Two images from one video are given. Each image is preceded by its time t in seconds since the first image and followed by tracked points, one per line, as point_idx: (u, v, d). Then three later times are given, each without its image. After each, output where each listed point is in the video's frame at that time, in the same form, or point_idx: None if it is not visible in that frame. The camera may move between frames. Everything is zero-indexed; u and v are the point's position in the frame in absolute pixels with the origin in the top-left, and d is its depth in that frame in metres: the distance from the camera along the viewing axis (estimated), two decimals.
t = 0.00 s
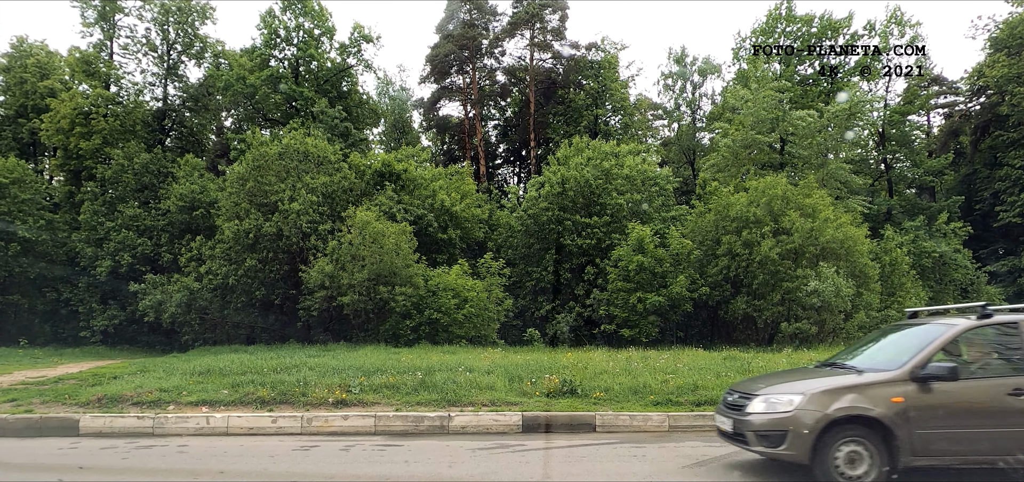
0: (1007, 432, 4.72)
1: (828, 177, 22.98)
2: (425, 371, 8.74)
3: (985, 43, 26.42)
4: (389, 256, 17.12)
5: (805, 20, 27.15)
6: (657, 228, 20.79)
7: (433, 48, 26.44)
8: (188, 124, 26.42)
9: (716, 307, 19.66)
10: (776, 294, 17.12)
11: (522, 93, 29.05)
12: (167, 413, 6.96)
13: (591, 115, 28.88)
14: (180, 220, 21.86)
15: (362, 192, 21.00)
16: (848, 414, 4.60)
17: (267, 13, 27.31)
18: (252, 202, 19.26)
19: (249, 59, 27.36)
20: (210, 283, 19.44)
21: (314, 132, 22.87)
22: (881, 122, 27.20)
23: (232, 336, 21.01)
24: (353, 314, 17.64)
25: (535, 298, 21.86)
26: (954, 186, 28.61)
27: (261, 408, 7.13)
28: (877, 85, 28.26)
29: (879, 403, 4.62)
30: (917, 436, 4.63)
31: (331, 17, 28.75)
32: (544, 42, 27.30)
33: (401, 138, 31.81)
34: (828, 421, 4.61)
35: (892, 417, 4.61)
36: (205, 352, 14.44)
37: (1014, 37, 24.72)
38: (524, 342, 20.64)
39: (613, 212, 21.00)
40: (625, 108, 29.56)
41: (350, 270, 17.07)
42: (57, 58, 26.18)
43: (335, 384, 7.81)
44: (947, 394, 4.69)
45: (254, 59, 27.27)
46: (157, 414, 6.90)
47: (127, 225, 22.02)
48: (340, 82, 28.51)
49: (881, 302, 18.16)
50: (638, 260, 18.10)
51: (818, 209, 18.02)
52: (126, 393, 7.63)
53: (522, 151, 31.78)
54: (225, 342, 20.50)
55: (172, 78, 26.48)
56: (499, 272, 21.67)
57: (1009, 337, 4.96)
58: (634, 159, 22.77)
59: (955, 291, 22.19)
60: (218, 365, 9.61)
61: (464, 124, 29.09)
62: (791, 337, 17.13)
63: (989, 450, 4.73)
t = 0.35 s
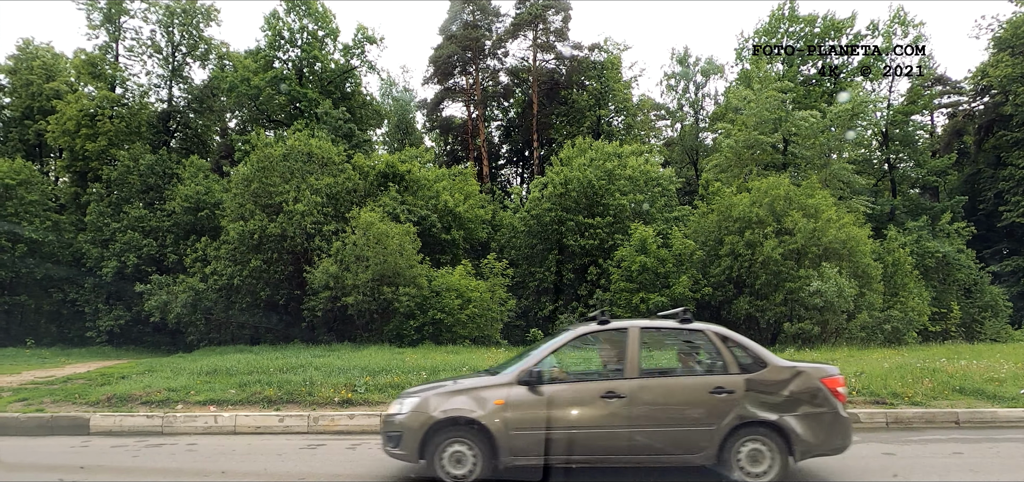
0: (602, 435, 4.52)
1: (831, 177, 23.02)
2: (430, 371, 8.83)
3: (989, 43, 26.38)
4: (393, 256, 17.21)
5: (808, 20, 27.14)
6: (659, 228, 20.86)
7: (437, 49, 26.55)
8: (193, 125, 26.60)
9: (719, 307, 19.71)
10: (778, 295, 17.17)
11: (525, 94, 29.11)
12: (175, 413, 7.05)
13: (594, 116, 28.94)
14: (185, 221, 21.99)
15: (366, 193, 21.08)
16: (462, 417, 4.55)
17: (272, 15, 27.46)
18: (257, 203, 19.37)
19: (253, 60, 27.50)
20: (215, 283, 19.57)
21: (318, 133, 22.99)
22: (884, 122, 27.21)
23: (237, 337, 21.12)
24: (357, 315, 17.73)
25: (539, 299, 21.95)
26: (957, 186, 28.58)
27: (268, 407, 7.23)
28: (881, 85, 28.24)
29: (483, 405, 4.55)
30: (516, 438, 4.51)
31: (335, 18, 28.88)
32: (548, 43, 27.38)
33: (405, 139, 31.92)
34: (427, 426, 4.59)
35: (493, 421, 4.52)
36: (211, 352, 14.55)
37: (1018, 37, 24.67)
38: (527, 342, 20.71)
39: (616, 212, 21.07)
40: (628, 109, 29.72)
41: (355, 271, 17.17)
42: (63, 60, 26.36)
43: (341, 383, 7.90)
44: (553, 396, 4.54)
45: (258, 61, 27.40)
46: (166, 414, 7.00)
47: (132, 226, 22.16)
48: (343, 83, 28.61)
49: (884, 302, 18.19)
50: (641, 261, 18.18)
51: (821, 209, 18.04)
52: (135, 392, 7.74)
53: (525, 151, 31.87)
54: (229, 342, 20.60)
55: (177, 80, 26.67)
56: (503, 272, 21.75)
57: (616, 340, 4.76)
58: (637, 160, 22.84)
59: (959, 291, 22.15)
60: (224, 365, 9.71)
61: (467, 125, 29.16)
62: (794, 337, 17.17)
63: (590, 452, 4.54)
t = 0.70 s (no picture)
0: (208, 432, 4.78)
1: (833, 177, 23.06)
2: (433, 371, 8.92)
3: (991, 43, 26.37)
4: (396, 257, 17.29)
5: (810, 21, 27.14)
6: (662, 229, 20.91)
7: (439, 51, 26.64)
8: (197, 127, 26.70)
9: (721, 307, 19.78)
10: (780, 295, 17.22)
11: (528, 95, 29.20)
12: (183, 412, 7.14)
13: (596, 117, 28.99)
14: (189, 222, 22.10)
15: (369, 194, 21.17)
16: (89, 416, 4.84)
17: (275, 16, 27.60)
18: (260, 204, 19.47)
19: (257, 62, 27.61)
20: (219, 284, 19.68)
21: (322, 135, 23.09)
22: (887, 123, 27.23)
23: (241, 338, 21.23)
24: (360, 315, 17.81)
25: (541, 299, 22.02)
26: (960, 186, 28.58)
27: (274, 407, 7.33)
28: (883, 85, 28.23)
29: (107, 405, 4.85)
30: (136, 436, 4.80)
31: (339, 20, 29.01)
32: (550, 44, 27.45)
33: (407, 140, 32.00)
34: (57, 426, 4.84)
35: (115, 419, 4.82)
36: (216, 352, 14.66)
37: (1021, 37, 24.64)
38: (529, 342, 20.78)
39: (618, 213, 21.12)
40: (630, 109, 29.81)
41: (358, 271, 17.25)
42: (68, 62, 26.51)
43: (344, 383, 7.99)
44: (176, 397, 4.82)
45: (262, 62, 27.51)
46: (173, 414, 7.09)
47: (136, 228, 22.26)
48: (346, 84, 28.72)
49: (886, 303, 18.22)
50: (643, 262, 18.24)
51: (822, 210, 18.09)
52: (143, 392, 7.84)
53: (528, 152, 31.98)
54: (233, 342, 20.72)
55: (181, 81, 26.78)
56: (505, 273, 21.83)
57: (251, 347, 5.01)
58: (639, 161, 22.90)
59: (961, 292, 22.14)
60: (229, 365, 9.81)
61: (469, 126, 29.25)
62: (796, 337, 17.23)
63: (202, 450, 4.79)
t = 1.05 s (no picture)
0: None
1: (834, 177, 23.03)
2: (434, 371, 8.93)
3: (993, 43, 26.31)
4: (398, 257, 17.30)
5: (812, 21, 27.10)
6: (663, 229, 20.91)
7: (441, 51, 26.65)
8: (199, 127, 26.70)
9: (723, 307, 19.79)
10: (782, 295, 17.22)
11: (529, 95, 29.22)
12: (184, 412, 7.15)
13: (597, 117, 28.97)
14: (191, 222, 22.14)
15: (370, 195, 21.20)
16: None
17: (277, 17, 27.63)
18: (262, 204, 19.50)
19: (258, 63, 27.63)
20: (220, 284, 19.70)
21: (323, 135, 23.11)
22: (889, 122, 27.18)
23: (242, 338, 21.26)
24: (361, 315, 17.82)
25: (543, 300, 22.03)
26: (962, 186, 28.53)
27: (276, 407, 7.34)
28: (885, 84, 28.18)
29: None
30: None
31: (340, 21, 29.04)
32: (551, 44, 27.44)
33: (409, 141, 32.00)
34: None
35: None
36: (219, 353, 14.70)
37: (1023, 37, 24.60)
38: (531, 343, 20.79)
39: (620, 213, 21.11)
40: (632, 109, 29.82)
41: (359, 271, 17.27)
42: (70, 63, 26.57)
43: (346, 383, 8.01)
44: None
45: (263, 63, 27.53)
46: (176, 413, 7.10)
47: (138, 228, 22.29)
48: (348, 85, 28.77)
49: (888, 303, 18.20)
50: (645, 261, 18.23)
51: (824, 210, 18.09)
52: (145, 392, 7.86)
53: (529, 152, 32.01)
54: (235, 342, 20.75)
55: (184, 82, 26.80)
56: (506, 273, 21.83)
57: None
58: (641, 161, 22.89)
59: (963, 291, 22.11)
60: (231, 365, 9.83)
61: (471, 126, 29.27)
62: (797, 337, 17.24)
63: None
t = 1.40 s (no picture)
0: None
1: (837, 177, 22.98)
2: (436, 372, 8.92)
3: (996, 42, 26.26)
4: (399, 257, 17.30)
5: (814, 20, 27.03)
6: (665, 229, 20.89)
7: (443, 52, 26.68)
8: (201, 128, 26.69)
9: (725, 308, 19.79)
10: (784, 295, 17.20)
11: (531, 95, 29.27)
12: (186, 413, 7.15)
13: (599, 117, 28.96)
14: (192, 223, 22.16)
15: (372, 195, 21.21)
16: None
17: (278, 18, 27.66)
18: (264, 205, 19.49)
19: (260, 63, 27.65)
20: (223, 284, 19.59)
21: (325, 136, 23.12)
22: (891, 122, 27.13)
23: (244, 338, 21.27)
24: (363, 315, 17.81)
25: (544, 300, 22.03)
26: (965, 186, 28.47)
27: (277, 408, 7.33)
28: (887, 84, 28.12)
29: None
30: None
31: (341, 21, 29.06)
32: (553, 45, 27.42)
33: (410, 141, 31.98)
34: None
35: None
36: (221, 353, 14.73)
37: None
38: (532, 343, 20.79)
39: (621, 213, 21.08)
40: (633, 109, 29.79)
41: (361, 272, 17.26)
42: (72, 64, 26.62)
43: (348, 384, 8.01)
44: None
45: (265, 64, 27.55)
46: (177, 414, 7.09)
47: (140, 229, 22.27)
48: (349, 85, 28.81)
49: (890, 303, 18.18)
50: (647, 262, 18.20)
51: (826, 210, 18.07)
52: (147, 393, 7.86)
53: (531, 152, 32.03)
54: (237, 343, 20.78)
55: (186, 82, 26.79)
56: (508, 274, 21.83)
57: None
58: (643, 161, 22.87)
59: (966, 291, 22.08)
60: (233, 366, 9.83)
61: (473, 126, 29.28)
62: (800, 337, 17.24)
63: None
